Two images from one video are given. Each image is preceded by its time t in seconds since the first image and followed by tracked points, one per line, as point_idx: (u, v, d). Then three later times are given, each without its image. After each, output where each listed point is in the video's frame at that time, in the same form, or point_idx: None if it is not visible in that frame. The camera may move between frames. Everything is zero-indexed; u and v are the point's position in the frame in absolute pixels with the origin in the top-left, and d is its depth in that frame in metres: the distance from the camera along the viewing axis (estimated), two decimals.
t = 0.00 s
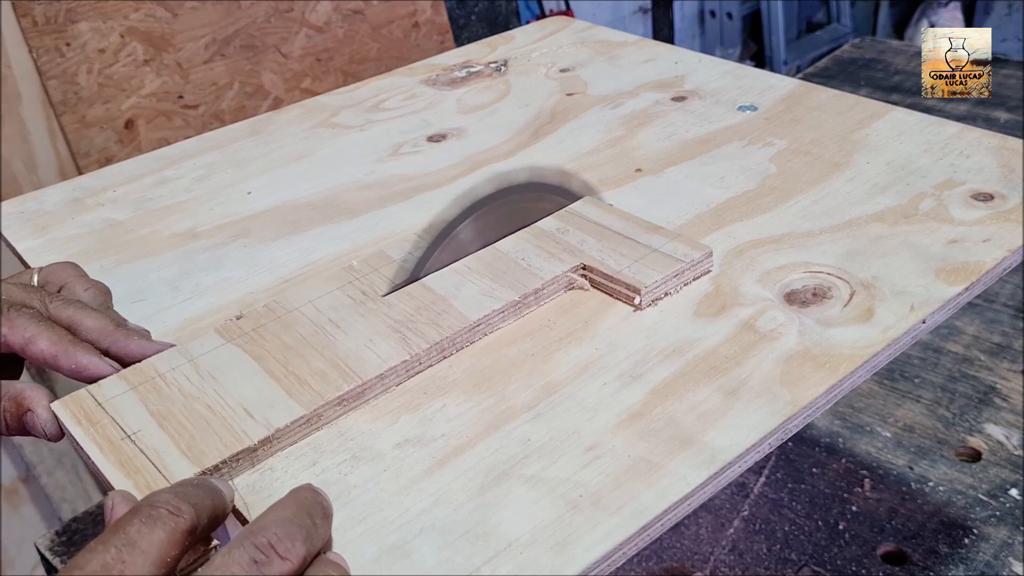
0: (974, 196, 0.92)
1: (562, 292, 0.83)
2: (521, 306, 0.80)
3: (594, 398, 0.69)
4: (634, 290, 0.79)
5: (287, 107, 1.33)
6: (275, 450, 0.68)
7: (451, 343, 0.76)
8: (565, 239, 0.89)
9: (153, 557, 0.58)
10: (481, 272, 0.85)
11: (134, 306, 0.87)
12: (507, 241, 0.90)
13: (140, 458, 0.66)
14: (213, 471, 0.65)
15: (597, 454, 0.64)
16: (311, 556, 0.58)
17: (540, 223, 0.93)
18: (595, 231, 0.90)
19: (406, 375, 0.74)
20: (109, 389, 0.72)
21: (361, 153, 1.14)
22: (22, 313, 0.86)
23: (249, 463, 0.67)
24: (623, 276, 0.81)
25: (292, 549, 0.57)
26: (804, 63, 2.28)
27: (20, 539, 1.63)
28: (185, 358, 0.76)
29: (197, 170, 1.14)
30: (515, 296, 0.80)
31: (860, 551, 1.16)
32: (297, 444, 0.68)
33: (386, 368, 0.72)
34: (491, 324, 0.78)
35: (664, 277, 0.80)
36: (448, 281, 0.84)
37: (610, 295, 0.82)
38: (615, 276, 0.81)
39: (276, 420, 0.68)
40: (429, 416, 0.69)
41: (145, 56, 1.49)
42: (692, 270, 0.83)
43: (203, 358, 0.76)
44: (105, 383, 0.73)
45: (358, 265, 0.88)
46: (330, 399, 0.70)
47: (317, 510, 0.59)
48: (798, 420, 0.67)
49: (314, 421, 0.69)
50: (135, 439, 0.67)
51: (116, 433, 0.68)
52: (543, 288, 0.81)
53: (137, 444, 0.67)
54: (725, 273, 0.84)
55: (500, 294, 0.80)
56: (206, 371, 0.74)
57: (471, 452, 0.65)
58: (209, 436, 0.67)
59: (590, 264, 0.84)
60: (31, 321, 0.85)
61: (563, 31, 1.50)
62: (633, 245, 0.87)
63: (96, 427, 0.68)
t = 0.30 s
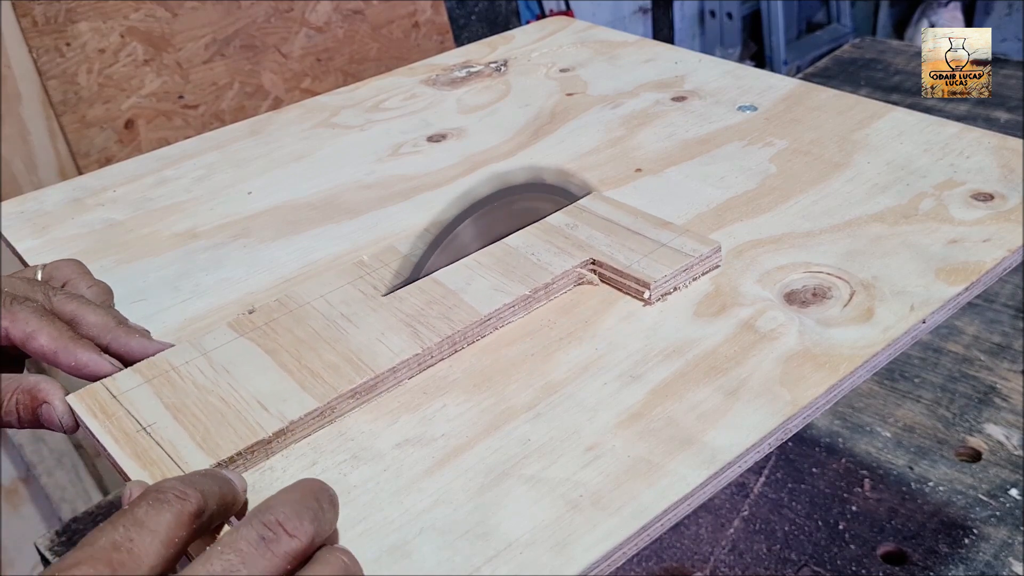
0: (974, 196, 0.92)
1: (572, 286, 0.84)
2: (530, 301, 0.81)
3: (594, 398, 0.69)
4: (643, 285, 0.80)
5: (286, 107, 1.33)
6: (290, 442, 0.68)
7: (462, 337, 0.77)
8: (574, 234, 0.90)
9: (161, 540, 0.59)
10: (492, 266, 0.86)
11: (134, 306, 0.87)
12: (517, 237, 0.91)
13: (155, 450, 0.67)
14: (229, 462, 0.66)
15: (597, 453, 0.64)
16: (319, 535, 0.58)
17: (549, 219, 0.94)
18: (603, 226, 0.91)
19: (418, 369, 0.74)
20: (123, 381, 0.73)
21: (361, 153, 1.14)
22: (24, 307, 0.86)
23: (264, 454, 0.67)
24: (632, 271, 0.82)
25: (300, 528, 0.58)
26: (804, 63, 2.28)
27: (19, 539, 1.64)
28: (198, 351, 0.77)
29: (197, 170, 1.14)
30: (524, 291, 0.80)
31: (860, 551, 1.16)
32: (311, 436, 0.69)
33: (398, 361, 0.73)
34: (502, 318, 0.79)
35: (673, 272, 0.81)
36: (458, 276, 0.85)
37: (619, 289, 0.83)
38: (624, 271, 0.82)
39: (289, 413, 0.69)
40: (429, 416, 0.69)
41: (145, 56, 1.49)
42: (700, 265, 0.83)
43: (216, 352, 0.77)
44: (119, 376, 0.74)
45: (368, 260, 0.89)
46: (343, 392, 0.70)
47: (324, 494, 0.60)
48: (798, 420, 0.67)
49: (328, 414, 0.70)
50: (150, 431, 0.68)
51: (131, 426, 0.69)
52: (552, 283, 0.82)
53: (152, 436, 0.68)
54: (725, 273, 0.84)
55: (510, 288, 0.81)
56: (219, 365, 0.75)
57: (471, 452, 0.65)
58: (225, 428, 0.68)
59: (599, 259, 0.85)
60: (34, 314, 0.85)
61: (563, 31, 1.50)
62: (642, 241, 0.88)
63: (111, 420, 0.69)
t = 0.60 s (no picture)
0: (974, 196, 0.92)
1: (580, 282, 0.84)
2: (540, 296, 0.82)
3: (594, 398, 0.69)
4: (652, 279, 0.81)
5: (287, 107, 1.33)
6: (303, 434, 0.69)
7: (473, 332, 0.77)
8: (582, 230, 0.91)
9: (182, 527, 0.57)
10: (502, 261, 0.87)
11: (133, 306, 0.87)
12: (525, 233, 0.92)
13: (171, 444, 0.67)
14: (243, 455, 0.66)
15: (597, 453, 0.64)
16: (328, 528, 0.59)
17: (558, 215, 0.95)
18: (611, 222, 0.92)
19: (429, 363, 0.75)
20: (136, 375, 0.74)
21: (361, 153, 1.14)
22: (32, 305, 0.86)
23: (277, 448, 0.68)
24: (640, 266, 0.82)
25: (317, 503, 0.58)
26: (804, 63, 2.28)
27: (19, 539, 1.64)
28: (210, 346, 0.77)
29: (197, 170, 1.14)
30: (534, 286, 0.81)
31: (860, 551, 1.16)
32: (325, 428, 0.70)
33: (409, 355, 0.74)
34: (511, 313, 0.80)
35: (681, 267, 0.82)
36: (469, 271, 0.86)
37: (627, 285, 0.83)
38: (632, 266, 0.83)
39: (302, 406, 0.70)
40: (429, 416, 0.69)
41: (145, 56, 1.49)
42: (708, 260, 0.84)
43: (228, 346, 0.77)
44: (132, 370, 0.75)
45: (380, 255, 0.90)
46: (355, 385, 0.71)
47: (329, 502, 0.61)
48: (798, 420, 0.67)
49: (340, 407, 0.70)
50: (164, 425, 0.69)
51: (145, 419, 0.69)
52: (561, 278, 0.83)
53: (166, 429, 0.68)
54: (725, 273, 0.84)
55: (519, 283, 0.82)
56: (232, 359, 0.76)
57: (471, 452, 0.65)
58: (238, 422, 0.69)
59: (608, 255, 0.85)
60: (42, 314, 0.85)
61: (564, 31, 1.50)
62: (650, 236, 0.88)
63: (125, 413, 0.70)
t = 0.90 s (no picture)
0: (974, 196, 0.92)
1: (588, 278, 0.85)
2: (548, 291, 0.82)
3: (594, 398, 0.69)
4: (660, 275, 0.81)
5: (287, 107, 1.33)
6: (315, 428, 0.70)
7: (482, 327, 0.78)
8: (590, 226, 0.91)
9: (199, 519, 0.57)
10: (510, 256, 0.87)
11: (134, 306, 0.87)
12: (533, 228, 0.92)
13: (183, 437, 0.67)
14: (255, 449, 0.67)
15: (597, 453, 0.64)
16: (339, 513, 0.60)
17: (565, 211, 0.95)
18: (618, 218, 0.92)
19: (439, 358, 0.75)
20: (148, 369, 0.75)
21: (361, 153, 1.14)
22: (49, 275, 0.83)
23: (288, 441, 0.68)
24: (648, 261, 0.83)
25: (330, 486, 0.60)
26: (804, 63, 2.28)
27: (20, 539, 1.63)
28: (221, 341, 0.78)
29: (197, 170, 1.14)
30: (542, 281, 0.82)
31: (860, 551, 1.16)
32: (335, 422, 0.70)
33: (419, 350, 0.74)
34: (520, 308, 0.80)
35: (689, 263, 0.82)
36: (476, 267, 0.86)
37: (635, 280, 0.84)
38: (640, 261, 0.83)
39: (313, 401, 0.70)
40: (429, 416, 0.69)
41: (145, 56, 1.49)
42: (715, 256, 0.84)
43: (239, 341, 0.78)
44: (144, 364, 0.75)
45: (386, 251, 0.91)
46: (366, 379, 0.71)
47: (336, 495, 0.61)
48: (798, 420, 0.67)
49: (351, 401, 0.71)
50: (176, 419, 0.69)
51: (157, 413, 0.70)
52: (569, 273, 0.83)
53: (178, 423, 0.69)
54: (725, 273, 0.84)
55: (527, 278, 0.82)
56: (243, 354, 0.76)
57: (471, 452, 0.65)
58: (250, 415, 0.69)
59: (615, 250, 0.86)
60: (61, 283, 0.82)
61: (564, 31, 1.50)
62: (657, 232, 0.89)
63: (138, 407, 0.70)
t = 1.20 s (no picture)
0: (974, 196, 0.92)
1: (595, 273, 0.85)
2: (556, 286, 0.82)
3: (594, 398, 0.69)
4: (667, 270, 0.82)
5: (287, 107, 1.33)
6: (326, 422, 0.70)
7: (491, 322, 0.78)
8: (597, 222, 0.92)
9: (218, 507, 0.60)
10: (517, 252, 0.88)
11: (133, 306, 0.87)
12: (539, 224, 0.92)
13: (196, 432, 0.68)
14: (268, 443, 0.68)
15: (597, 454, 0.64)
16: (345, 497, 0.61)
17: (571, 207, 0.95)
18: (625, 214, 0.93)
19: (448, 353, 0.76)
20: (160, 366, 0.75)
21: (361, 153, 1.14)
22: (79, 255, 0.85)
23: (300, 436, 0.69)
24: (654, 257, 0.83)
25: (335, 471, 0.61)
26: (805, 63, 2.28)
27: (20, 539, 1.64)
28: (231, 337, 0.78)
29: (197, 170, 1.14)
30: (550, 277, 0.82)
31: (860, 550, 1.16)
32: (344, 417, 0.71)
33: (429, 345, 0.75)
34: (528, 303, 0.81)
35: (696, 257, 0.83)
36: (485, 261, 0.87)
37: (643, 276, 0.84)
38: (647, 257, 0.84)
39: (324, 396, 0.70)
40: (429, 416, 0.69)
41: (145, 56, 1.49)
42: (721, 252, 0.85)
43: (249, 337, 0.78)
44: (156, 361, 0.76)
45: (390, 251, 0.91)
46: (376, 374, 0.72)
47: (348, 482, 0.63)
48: (798, 420, 0.67)
49: (362, 396, 0.71)
50: (189, 414, 0.70)
51: (170, 409, 0.70)
52: (577, 269, 0.84)
53: (191, 418, 0.70)
54: (725, 273, 0.84)
55: (535, 274, 0.83)
56: (252, 349, 0.77)
57: (471, 452, 0.65)
58: (261, 410, 0.70)
59: (623, 246, 0.86)
60: (98, 274, 0.84)
61: (564, 31, 1.50)
62: (664, 228, 0.89)
63: (150, 403, 0.71)
